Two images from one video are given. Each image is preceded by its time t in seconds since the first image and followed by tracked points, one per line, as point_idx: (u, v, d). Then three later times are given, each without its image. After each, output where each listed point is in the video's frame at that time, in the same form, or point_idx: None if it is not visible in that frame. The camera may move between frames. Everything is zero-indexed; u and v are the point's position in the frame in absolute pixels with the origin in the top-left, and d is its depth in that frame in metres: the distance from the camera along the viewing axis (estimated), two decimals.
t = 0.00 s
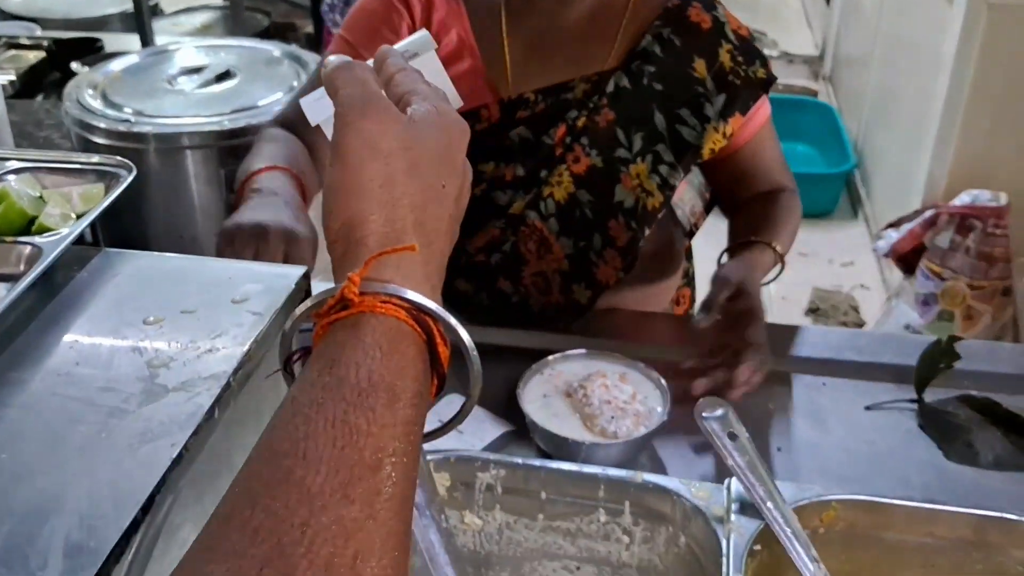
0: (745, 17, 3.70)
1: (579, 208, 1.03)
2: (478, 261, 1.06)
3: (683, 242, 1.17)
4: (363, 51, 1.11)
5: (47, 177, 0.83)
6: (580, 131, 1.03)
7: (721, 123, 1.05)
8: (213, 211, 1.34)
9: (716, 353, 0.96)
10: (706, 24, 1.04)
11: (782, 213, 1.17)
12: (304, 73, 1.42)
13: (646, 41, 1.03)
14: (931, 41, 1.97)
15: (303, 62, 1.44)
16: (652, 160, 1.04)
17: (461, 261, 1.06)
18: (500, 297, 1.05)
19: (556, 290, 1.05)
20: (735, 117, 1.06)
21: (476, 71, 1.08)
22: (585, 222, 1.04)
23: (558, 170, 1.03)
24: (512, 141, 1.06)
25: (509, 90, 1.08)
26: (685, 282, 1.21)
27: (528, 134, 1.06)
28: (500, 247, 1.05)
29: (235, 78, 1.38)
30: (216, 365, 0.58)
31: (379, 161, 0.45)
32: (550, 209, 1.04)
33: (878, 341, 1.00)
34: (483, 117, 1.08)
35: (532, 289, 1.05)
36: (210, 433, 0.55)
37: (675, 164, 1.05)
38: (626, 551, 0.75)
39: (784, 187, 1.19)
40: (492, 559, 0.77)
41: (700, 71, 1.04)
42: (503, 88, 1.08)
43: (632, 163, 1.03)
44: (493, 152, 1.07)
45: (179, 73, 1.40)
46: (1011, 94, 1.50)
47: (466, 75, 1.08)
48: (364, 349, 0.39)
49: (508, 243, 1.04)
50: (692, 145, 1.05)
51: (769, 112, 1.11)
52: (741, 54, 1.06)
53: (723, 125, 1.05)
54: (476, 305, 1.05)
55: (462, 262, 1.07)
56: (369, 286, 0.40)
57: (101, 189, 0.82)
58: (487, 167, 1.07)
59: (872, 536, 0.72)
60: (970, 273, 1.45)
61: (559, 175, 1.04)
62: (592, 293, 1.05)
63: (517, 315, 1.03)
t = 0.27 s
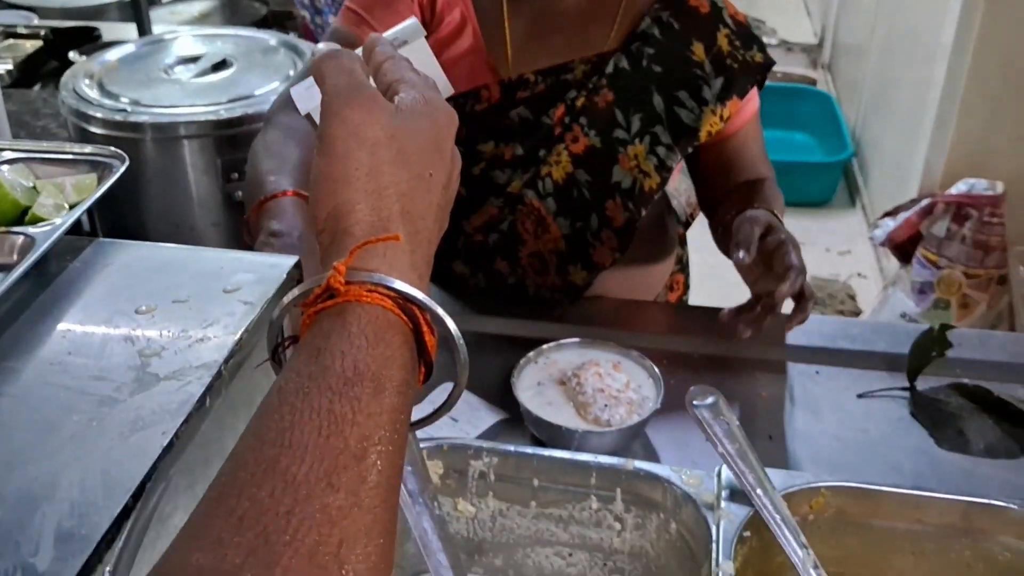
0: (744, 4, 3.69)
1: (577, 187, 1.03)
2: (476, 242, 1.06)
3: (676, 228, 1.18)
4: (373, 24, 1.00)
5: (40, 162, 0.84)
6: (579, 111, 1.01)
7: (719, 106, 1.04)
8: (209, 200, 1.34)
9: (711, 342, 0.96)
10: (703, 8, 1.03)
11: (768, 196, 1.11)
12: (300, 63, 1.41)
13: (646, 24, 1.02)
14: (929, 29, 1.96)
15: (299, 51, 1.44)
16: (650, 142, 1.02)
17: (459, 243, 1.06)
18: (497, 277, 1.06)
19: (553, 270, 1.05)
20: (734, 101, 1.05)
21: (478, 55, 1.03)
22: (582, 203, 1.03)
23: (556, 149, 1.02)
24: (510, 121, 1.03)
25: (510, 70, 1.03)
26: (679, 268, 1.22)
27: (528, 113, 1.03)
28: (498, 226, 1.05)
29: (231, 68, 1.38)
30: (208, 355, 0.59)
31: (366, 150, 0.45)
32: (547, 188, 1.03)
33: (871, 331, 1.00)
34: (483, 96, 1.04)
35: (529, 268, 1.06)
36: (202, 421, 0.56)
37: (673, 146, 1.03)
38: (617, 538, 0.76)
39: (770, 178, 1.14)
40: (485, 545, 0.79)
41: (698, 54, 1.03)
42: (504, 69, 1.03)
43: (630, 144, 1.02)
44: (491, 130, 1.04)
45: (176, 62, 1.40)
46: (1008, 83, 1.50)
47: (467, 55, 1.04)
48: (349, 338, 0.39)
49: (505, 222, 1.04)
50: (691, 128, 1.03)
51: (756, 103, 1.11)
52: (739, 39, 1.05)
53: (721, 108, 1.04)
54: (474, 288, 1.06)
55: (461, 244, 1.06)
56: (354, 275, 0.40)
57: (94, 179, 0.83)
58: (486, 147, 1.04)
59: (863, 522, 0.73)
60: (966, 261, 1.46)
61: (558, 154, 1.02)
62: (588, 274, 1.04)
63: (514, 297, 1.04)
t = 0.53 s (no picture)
0: None
1: (572, 170, 1.01)
2: (469, 221, 1.05)
3: (670, 210, 1.18)
4: None
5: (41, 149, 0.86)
6: (576, 93, 1.00)
7: (715, 92, 1.01)
8: (202, 181, 1.33)
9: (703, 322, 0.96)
10: None
11: (755, 180, 1.10)
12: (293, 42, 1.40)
13: (644, 7, 0.99)
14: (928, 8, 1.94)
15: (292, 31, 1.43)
16: (646, 127, 0.99)
17: (453, 221, 1.06)
18: (490, 257, 1.06)
19: (545, 253, 1.04)
20: (729, 88, 1.02)
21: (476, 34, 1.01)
22: (576, 186, 1.01)
23: (551, 132, 1.00)
24: (506, 102, 1.02)
25: (508, 51, 1.00)
26: (672, 248, 1.22)
27: (523, 95, 1.01)
28: (491, 206, 1.04)
29: (224, 48, 1.37)
30: (189, 336, 0.59)
31: (340, 127, 0.46)
32: (542, 170, 1.01)
33: (862, 312, 0.99)
34: (479, 76, 1.02)
35: (522, 250, 1.05)
36: (183, 401, 0.56)
37: (669, 132, 1.00)
38: (604, 517, 0.77)
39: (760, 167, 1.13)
40: (473, 524, 0.80)
41: (696, 39, 1.00)
42: (501, 49, 1.00)
43: (626, 128, 0.99)
44: (487, 111, 1.02)
45: (169, 42, 1.38)
46: (1005, 63, 1.49)
47: (465, 33, 1.01)
48: (324, 317, 0.40)
49: (499, 203, 1.03)
50: (687, 114, 1.00)
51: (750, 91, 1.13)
52: (738, 24, 1.01)
53: (718, 94, 1.01)
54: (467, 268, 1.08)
55: (454, 224, 1.06)
56: (328, 254, 0.41)
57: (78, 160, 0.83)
58: (482, 127, 1.03)
59: (847, 501, 0.74)
60: (961, 242, 1.45)
61: (553, 137, 1.00)
62: (581, 258, 1.02)
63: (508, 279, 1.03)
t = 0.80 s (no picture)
0: None
1: (563, 176, 1.00)
2: (459, 223, 1.04)
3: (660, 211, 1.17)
4: None
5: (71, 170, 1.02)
6: (568, 100, 0.99)
7: (709, 100, 1.01)
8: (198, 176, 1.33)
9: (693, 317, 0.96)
10: None
11: (741, 187, 1.11)
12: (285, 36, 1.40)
13: (639, 12, 0.98)
14: None
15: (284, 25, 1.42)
16: (638, 134, 0.99)
17: (443, 222, 1.05)
18: (479, 260, 1.04)
19: (535, 258, 1.02)
20: (722, 93, 1.02)
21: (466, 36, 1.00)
22: (568, 192, 1.00)
23: (542, 137, 0.99)
24: (498, 108, 1.01)
25: (501, 56, 0.99)
26: (664, 245, 1.21)
27: (515, 100, 1.00)
28: (481, 210, 1.03)
29: (217, 43, 1.36)
30: (166, 335, 0.68)
31: (310, 123, 0.48)
32: (533, 176, 1.01)
33: (851, 307, 0.99)
34: (472, 81, 1.01)
35: (512, 254, 1.04)
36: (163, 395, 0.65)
37: (661, 139, 1.00)
38: (590, 512, 0.77)
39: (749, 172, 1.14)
40: (460, 519, 0.80)
41: (690, 45, 0.98)
42: (494, 52, 0.99)
43: (618, 136, 0.99)
44: (478, 116, 1.02)
45: (162, 37, 1.38)
46: (1000, 57, 1.48)
47: (457, 37, 1.00)
48: (294, 315, 0.41)
49: (489, 207, 1.03)
50: (680, 122, 1.00)
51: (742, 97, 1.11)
52: (733, 29, 1.00)
53: (710, 103, 1.01)
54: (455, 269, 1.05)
55: (445, 223, 1.05)
56: (298, 253, 0.42)
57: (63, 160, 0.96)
58: (473, 132, 1.02)
59: (832, 496, 0.74)
60: (955, 235, 1.46)
61: (545, 143, 1.00)
62: (571, 263, 1.01)
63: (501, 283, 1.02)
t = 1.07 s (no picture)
0: None
1: (554, 178, 1.00)
2: (452, 223, 1.05)
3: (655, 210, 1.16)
4: None
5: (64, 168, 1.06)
6: (560, 103, 0.98)
7: (702, 105, 1.01)
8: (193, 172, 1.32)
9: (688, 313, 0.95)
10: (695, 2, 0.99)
11: (734, 191, 1.11)
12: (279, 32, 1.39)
13: (634, 15, 0.98)
14: None
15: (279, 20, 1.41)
16: (630, 137, 0.99)
17: (436, 221, 1.06)
18: (472, 260, 1.06)
19: (527, 259, 1.03)
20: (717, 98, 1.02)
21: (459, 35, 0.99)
22: (559, 194, 1.01)
23: (535, 140, 0.99)
24: (490, 108, 1.00)
25: (495, 56, 0.98)
26: (660, 241, 1.21)
27: (508, 101, 0.99)
28: (473, 211, 1.04)
29: (212, 38, 1.36)
30: (151, 334, 0.76)
31: (293, 122, 0.48)
32: (524, 177, 1.00)
33: (845, 302, 0.98)
34: (465, 80, 1.00)
35: (504, 254, 1.05)
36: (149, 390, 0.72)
37: (654, 142, 1.00)
38: (582, 509, 0.77)
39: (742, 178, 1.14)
40: (453, 516, 0.80)
41: (685, 48, 0.99)
42: (487, 52, 0.98)
43: (610, 138, 0.99)
44: (470, 115, 1.00)
45: (156, 33, 1.38)
46: (997, 51, 1.47)
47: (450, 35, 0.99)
48: (277, 315, 0.42)
49: (480, 208, 1.03)
50: (673, 126, 1.00)
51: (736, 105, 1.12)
52: (729, 34, 1.00)
53: (704, 107, 1.01)
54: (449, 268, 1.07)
55: (436, 223, 1.06)
56: (280, 253, 0.43)
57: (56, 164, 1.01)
58: (465, 132, 1.01)
59: (823, 492, 0.74)
60: (952, 229, 1.45)
61: (536, 145, 0.99)
62: (563, 264, 1.01)
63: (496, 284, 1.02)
